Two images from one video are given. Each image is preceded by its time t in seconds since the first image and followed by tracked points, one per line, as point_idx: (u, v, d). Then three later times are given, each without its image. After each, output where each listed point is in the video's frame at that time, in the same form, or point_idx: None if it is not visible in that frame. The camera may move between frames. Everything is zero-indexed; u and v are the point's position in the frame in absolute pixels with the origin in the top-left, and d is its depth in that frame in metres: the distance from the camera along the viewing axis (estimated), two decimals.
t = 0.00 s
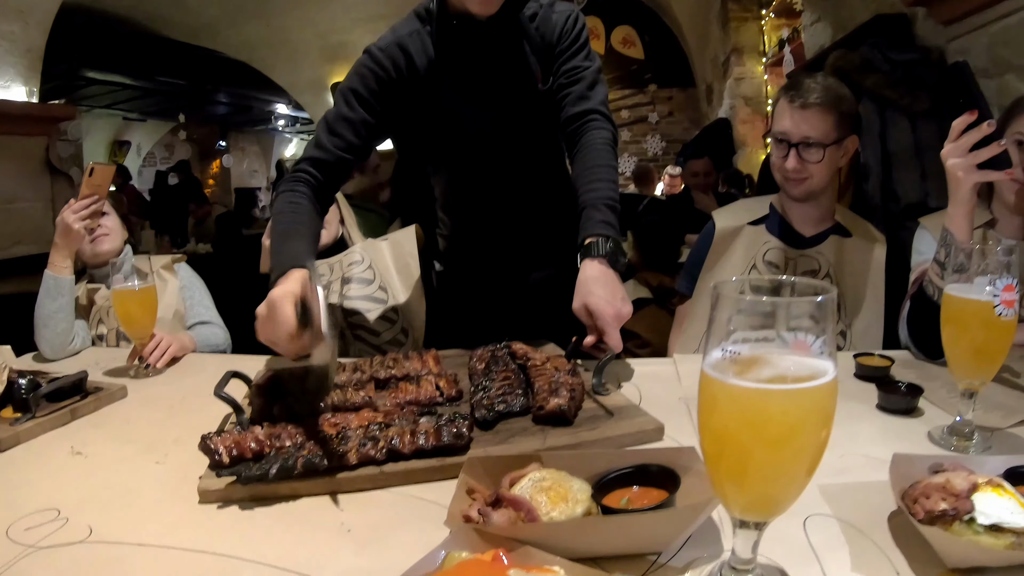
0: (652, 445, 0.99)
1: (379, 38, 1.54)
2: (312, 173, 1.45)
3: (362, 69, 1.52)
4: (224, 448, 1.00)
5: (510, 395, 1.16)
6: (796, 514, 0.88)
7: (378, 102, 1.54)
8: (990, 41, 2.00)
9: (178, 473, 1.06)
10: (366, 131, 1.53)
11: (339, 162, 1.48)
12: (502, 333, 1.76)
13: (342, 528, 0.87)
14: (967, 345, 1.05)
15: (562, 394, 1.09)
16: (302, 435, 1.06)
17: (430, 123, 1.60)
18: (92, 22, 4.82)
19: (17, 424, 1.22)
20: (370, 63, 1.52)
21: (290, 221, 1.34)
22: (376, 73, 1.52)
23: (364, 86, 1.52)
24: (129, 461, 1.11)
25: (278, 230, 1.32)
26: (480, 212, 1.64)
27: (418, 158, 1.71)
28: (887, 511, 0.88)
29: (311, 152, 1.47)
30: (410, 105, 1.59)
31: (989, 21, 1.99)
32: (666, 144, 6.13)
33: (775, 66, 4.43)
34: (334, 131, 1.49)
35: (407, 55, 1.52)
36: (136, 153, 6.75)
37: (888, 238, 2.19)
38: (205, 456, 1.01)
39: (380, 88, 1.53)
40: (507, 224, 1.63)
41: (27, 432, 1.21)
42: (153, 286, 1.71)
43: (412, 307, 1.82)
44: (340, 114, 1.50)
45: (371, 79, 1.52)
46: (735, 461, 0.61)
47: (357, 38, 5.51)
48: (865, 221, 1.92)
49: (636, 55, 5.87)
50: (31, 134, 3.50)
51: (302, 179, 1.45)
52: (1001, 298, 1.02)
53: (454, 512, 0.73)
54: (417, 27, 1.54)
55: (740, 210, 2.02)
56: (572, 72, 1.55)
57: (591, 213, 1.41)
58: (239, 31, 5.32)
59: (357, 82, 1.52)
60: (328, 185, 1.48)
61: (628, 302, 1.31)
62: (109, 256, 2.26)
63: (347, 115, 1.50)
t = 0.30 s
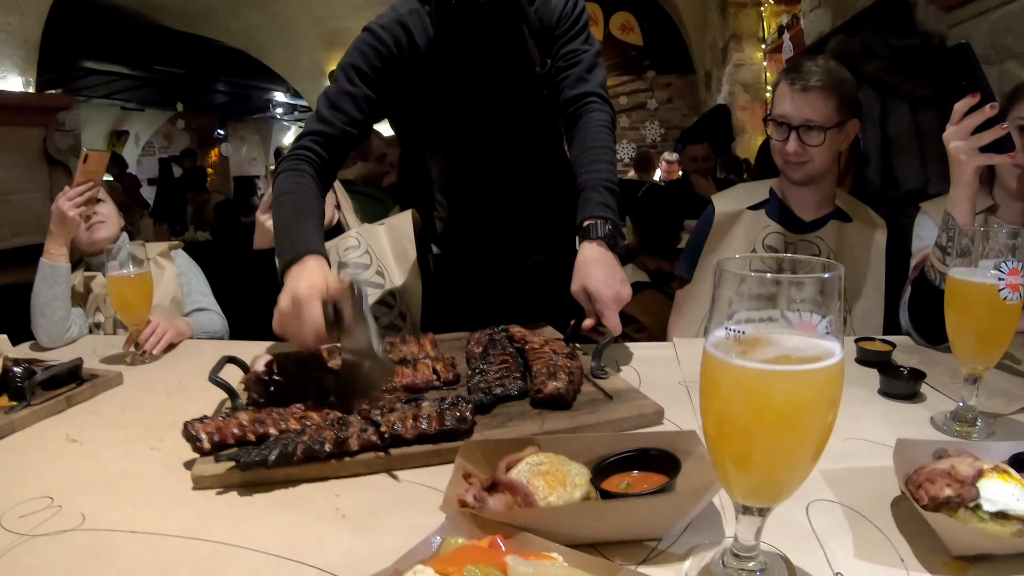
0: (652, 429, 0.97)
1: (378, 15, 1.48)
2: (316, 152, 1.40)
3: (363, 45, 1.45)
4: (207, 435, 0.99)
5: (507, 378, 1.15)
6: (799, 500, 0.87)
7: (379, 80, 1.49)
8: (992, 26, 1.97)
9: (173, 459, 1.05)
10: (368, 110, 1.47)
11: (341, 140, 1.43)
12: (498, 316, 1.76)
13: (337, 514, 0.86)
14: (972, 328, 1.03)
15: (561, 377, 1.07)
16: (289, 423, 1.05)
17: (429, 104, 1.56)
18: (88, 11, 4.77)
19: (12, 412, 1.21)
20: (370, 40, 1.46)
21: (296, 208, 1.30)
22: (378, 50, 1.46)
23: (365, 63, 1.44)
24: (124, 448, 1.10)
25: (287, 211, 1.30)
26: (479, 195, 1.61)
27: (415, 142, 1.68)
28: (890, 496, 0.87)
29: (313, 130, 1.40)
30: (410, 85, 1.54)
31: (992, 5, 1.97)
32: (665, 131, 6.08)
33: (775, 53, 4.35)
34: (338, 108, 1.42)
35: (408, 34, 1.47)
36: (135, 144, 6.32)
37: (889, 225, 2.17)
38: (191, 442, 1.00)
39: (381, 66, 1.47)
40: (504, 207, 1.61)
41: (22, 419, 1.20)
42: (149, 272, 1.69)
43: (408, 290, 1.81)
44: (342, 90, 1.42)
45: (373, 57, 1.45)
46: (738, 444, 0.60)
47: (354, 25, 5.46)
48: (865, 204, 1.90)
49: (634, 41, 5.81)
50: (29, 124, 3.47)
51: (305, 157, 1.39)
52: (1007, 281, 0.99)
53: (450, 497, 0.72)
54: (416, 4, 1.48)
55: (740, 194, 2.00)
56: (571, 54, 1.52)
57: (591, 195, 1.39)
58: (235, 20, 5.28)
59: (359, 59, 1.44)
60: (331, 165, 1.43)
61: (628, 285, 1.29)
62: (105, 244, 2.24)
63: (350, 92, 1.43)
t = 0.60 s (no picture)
0: (648, 420, 0.96)
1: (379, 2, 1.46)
2: (316, 141, 1.40)
3: (362, 33, 1.43)
4: (196, 429, 0.98)
5: (502, 368, 1.15)
6: (797, 491, 0.85)
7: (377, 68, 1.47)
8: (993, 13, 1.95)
9: (166, 452, 1.04)
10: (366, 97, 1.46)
11: (342, 132, 1.43)
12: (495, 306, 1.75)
13: (328, 506, 0.85)
14: (971, 317, 1.02)
15: (556, 367, 1.06)
16: (279, 417, 1.04)
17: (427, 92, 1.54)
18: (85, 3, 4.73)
19: (5, 407, 1.20)
20: (370, 27, 1.44)
21: (299, 191, 1.33)
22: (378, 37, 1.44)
23: (365, 51, 1.43)
24: (117, 441, 1.09)
25: (293, 207, 1.30)
26: (477, 185, 1.59)
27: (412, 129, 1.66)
28: (889, 486, 0.86)
29: (311, 120, 1.41)
30: (410, 72, 1.53)
31: None
32: (663, 121, 6.05)
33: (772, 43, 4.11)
34: (335, 96, 1.41)
35: (408, 21, 1.45)
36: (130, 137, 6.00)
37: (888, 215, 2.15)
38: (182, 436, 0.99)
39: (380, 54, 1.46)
40: (502, 197, 1.60)
41: (15, 413, 1.19)
42: (143, 265, 1.68)
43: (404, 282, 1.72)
44: (340, 79, 1.41)
45: (372, 45, 1.43)
46: (732, 433, 0.58)
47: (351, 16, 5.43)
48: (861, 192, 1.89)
49: (632, 31, 5.76)
50: (27, 118, 3.45)
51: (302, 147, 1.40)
52: (1006, 269, 0.98)
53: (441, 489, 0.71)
54: None
55: (738, 182, 1.98)
56: (570, 43, 1.50)
57: (586, 183, 1.38)
58: (231, 11, 5.24)
59: (357, 46, 1.42)
60: (329, 153, 1.42)
61: (624, 274, 1.27)
62: (100, 237, 2.22)
63: (348, 81, 1.41)
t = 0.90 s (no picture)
0: (643, 413, 0.95)
1: None
2: (314, 130, 1.36)
3: (361, 25, 1.44)
4: (190, 423, 0.97)
5: (497, 361, 1.14)
6: (794, 485, 0.85)
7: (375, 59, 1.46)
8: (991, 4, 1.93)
9: (159, 447, 1.04)
10: (364, 89, 1.44)
11: (338, 119, 1.40)
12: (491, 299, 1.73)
13: (321, 501, 0.84)
14: (967, 310, 1.01)
15: (551, 360, 1.06)
16: (274, 411, 1.03)
17: (425, 83, 1.53)
18: None
19: None
20: (368, 19, 1.45)
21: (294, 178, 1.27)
22: (375, 28, 1.45)
23: (362, 42, 1.44)
24: (109, 437, 1.08)
25: (283, 185, 1.26)
26: (473, 176, 1.58)
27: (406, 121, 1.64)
28: (885, 479, 0.85)
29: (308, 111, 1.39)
30: (408, 63, 1.52)
31: None
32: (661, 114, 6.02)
33: (771, 35, 3.97)
34: (332, 86, 1.40)
35: (407, 12, 1.45)
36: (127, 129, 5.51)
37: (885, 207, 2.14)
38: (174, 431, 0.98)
39: (377, 45, 1.45)
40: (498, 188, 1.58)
41: (7, 409, 1.18)
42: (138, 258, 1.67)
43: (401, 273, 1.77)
44: (337, 69, 1.41)
45: (370, 36, 1.44)
46: (727, 429, 0.58)
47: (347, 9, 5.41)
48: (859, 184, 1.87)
49: (630, 23, 5.73)
50: (22, 111, 3.42)
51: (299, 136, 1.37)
52: (1005, 261, 0.97)
53: (432, 483, 0.70)
54: None
55: (736, 173, 1.97)
56: (569, 34, 1.49)
57: (582, 174, 1.36)
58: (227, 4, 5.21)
59: (354, 38, 1.43)
60: (327, 144, 1.40)
61: (619, 266, 1.26)
62: (95, 230, 2.21)
63: (345, 71, 1.41)
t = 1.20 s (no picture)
0: (638, 401, 0.95)
1: None
2: (297, 130, 1.32)
3: (352, 18, 1.40)
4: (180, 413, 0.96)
5: (491, 349, 1.13)
6: (791, 474, 0.84)
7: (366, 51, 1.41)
8: None
9: (150, 438, 1.02)
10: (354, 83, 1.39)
11: (327, 116, 1.36)
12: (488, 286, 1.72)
13: (312, 492, 0.83)
14: (966, 298, 1.00)
15: (545, 348, 1.05)
16: (266, 400, 1.02)
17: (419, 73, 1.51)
18: None
19: None
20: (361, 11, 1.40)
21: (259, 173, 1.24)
22: (367, 20, 1.40)
23: (353, 37, 1.39)
24: (100, 427, 1.07)
25: (249, 179, 1.23)
26: (469, 165, 1.56)
27: (404, 108, 1.62)
28: (884, 469, 0.84)
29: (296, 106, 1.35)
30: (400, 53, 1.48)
31: None
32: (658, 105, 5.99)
33: (769, 25, 3.86)
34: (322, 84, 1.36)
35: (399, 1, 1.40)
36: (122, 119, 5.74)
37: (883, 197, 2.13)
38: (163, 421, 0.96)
39: (369, 36, 1.40)
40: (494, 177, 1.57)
41: None
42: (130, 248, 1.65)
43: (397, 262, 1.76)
44: (328, 66, 1.37)
45: (361, 29, 1.39)
46: (725, 419, 0.56)
47: None
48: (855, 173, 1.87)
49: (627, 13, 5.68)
50: (14, 101, 3.38)
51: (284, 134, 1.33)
52: (1004, 250, 0.96)
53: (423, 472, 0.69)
54: None
55: (733, 161, 1.96)
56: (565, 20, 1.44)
57: (579, 163, 1.34)
58: None
59: (346, 32, 1.39)
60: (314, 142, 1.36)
61: (615, 254, 1.25)
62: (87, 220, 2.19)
63: (336, 68, 1.37)
